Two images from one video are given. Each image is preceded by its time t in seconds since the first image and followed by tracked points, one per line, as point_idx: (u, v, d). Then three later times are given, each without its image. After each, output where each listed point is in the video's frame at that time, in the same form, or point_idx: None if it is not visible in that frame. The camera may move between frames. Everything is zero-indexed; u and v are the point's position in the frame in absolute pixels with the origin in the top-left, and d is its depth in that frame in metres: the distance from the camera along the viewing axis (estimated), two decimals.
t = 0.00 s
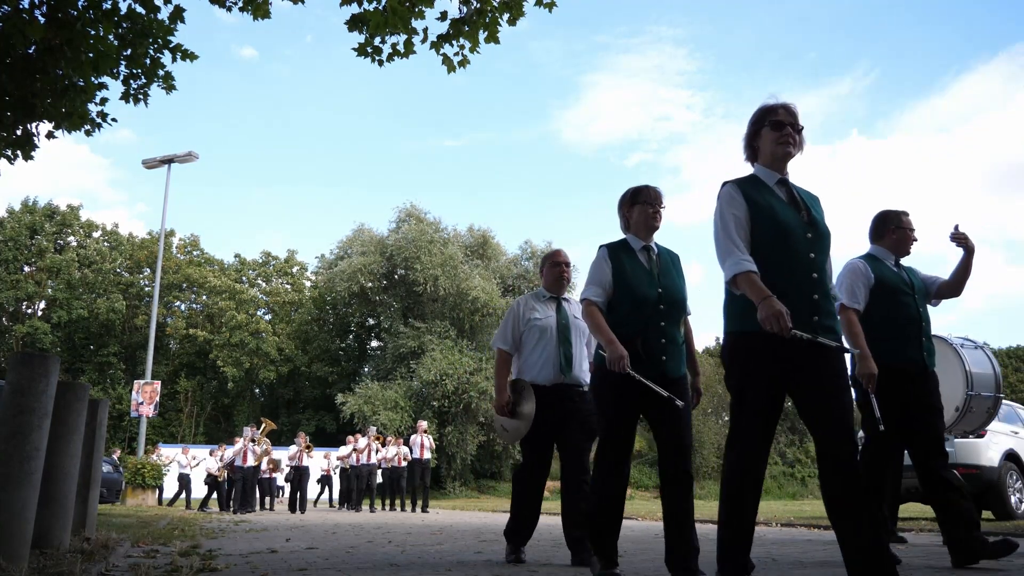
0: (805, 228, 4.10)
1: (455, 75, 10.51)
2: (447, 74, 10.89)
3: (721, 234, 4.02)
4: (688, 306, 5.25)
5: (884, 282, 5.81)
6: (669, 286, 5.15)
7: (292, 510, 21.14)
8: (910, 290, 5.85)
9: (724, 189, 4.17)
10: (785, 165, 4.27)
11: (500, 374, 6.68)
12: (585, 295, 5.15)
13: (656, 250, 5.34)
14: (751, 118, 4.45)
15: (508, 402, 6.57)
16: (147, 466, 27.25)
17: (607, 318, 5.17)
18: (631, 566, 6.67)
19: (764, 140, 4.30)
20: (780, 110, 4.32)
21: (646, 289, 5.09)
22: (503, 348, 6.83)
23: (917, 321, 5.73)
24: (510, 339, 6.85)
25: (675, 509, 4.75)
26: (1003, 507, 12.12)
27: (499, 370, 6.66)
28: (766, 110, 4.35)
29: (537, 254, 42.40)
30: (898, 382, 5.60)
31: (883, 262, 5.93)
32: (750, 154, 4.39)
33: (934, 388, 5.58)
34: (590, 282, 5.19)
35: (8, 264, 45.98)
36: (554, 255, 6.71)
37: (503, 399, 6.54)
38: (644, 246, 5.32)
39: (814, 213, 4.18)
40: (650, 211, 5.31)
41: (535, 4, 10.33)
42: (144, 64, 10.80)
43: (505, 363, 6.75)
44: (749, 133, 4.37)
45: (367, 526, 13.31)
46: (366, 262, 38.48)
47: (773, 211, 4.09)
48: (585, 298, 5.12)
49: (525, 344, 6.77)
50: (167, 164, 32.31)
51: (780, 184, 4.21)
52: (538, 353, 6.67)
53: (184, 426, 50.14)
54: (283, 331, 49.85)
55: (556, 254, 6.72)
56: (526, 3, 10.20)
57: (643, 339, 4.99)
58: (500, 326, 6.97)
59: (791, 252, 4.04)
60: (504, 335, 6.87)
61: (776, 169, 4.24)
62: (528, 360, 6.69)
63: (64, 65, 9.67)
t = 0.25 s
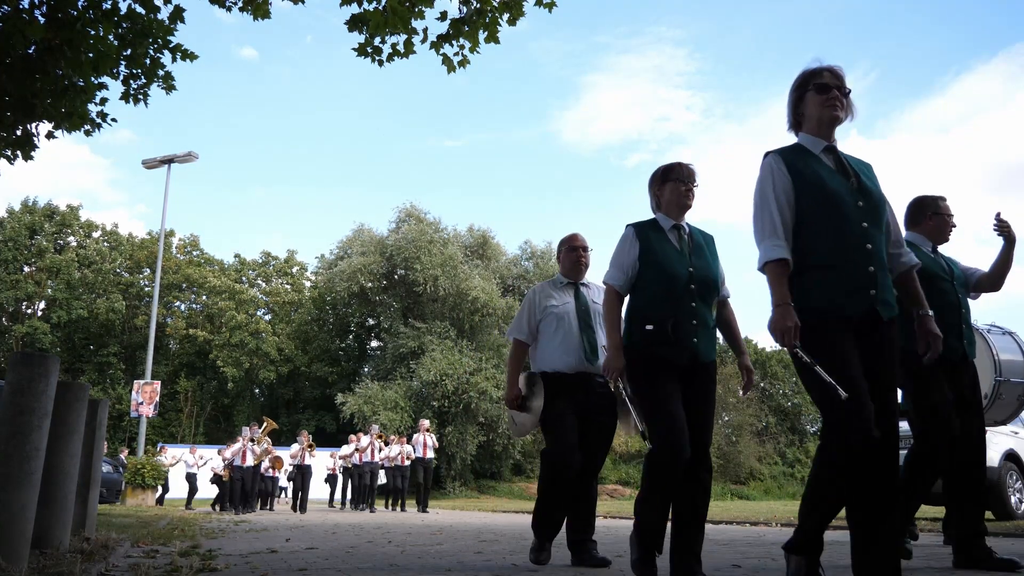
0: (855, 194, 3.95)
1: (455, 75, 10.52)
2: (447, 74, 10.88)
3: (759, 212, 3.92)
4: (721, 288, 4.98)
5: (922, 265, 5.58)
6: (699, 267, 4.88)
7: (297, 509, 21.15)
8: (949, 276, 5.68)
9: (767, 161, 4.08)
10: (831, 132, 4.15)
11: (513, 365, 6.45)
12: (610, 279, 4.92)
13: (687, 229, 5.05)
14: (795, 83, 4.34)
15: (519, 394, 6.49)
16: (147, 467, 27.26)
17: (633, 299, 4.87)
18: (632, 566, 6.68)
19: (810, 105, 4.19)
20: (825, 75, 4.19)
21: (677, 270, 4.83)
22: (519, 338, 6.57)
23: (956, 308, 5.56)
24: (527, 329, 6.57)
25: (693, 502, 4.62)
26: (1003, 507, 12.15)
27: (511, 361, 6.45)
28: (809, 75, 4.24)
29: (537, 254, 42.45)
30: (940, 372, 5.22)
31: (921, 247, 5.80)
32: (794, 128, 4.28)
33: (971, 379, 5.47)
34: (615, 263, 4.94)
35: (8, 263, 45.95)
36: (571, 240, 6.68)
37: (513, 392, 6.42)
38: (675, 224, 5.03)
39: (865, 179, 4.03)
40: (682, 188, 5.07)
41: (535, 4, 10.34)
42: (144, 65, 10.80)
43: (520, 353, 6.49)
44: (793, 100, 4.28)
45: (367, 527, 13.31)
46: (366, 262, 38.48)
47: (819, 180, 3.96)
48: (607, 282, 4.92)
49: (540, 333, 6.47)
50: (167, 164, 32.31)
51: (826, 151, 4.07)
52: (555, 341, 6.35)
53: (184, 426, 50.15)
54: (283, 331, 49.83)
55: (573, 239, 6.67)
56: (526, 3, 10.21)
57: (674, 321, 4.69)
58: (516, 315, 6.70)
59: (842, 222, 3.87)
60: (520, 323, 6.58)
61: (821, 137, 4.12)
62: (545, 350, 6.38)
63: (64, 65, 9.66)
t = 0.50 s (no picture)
0: (911, 171, 3.51)
1: (455, 75, 10.55)
2: (447, 74, 10.89)
3: (794, 195, 3.53)
4: (755, 279, 4.76)
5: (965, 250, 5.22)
6: (733, 256, 4.64)
7: (296, 508, 20.99)
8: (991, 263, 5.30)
9: (808, 138, 3.64)
10: (881, 103, 3.70)
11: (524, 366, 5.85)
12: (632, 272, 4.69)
13: (719, 217, 4.80)
14: (842, 50, 3.84)
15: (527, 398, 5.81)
16: (147, 466, 27.28)
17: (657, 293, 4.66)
18: (634, 566, 6.69)
19: (857, 74, 3.74)
20: (876, 40, 3.74)
21: (708, 258, 4.59)
22: (530, 338, 5.96)
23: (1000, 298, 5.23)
24: (539, 328, 5.99)
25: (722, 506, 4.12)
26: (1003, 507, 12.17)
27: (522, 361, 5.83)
28: (856, 41, 3.79)
29: (538, 254, 42.46)
30: (983, 365, 5.03)
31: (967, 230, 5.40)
32: (838, 101, 3.83)
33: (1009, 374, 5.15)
34: (639, 254, 4.70)
35: (8, 263, 45.93)
36: (586, 232, 6.08)
37: (523, 397, 5.78)
38: (706, 212, 4.78)
39: (922, 153, 3.59)
40: (713, 173, 4.81)
41: (535, 4, 10.33)
42: (144, 65, 10.81)
43: (532, 354, 5.90)
44: (838, 67, 3.83)
45: (367, 527, 13.31)
46: (366, 262, 38.47)
47: (871, 155, 3.53)
48: (628, 275, 4.69)
49: (554, 331, 5.89)
50: (167, 163, 32.32)
51: (879, 126, 3.62)
52: (569, 340, 5.80)
53: (184, 426, 50.19)
54: (283, 331, 49.81)
55: (588, 231, 6.08)
56: (526, 3, 10.21)
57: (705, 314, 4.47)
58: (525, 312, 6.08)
59: (898, 201, 3.44)
60: (531, 322, 5.99)
61: (871, 109, 3.68)
62: (558, 350, 5.80)
63: (64, 65, 9.66)
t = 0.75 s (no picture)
0: (968, 129, 3.24)
1: (455, 75, 10.56)
2: (447, 74, 10.88)
3: (843, 155, 3.25)
4: (790, 251, 4.60)
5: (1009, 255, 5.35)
6: (767, 230, 4.47)
7: (295, 508, 20.92)
8: None
9: (852, 93, 3.33)
10: (932, 54, 3.39)
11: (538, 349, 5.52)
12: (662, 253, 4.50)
13: (746, 190, 4.63)
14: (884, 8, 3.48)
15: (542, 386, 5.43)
16: (147, 466, 27.28)
17: (691, 271, 4.48)
18: (633, 566, 6.69)
19: (908, 26, 3.40)
20: None
21: (741, 234, 4.41)
22: (541, 321, 5.64)
23: None
24: (551, 311, 5.67)
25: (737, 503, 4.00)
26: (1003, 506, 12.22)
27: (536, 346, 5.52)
28: None
29: (537, 254, 42.42)
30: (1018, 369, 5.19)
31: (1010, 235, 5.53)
32: (882, 52, 3.48)
33: None
34: (668, 234, 4.50)
35: (8, 263, 45.90)
36: (599, 214, 5.87)
37: (538, 383, 5.41)
38: (734, 186, 4.60)
39: (978, 112, 3.32)
40: (740, 141, 4.63)
41: (535, 4, 10.33)
42: (144, 65, 10.81)
43: (544, 338, 5.59)
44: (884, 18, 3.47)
45: (367, 527, 13.30)
46: (366, 262, 38.45)
47: (928, 111, 3.24)
48: (661, 252, 4.49)
49: (568, 316, 5.63)
50: (167, 163, 32.27)
51: (930, 82, 3.33)
52: (583, 324, 5.55)
53: (184, 427, 50.21)
54: (283, 331, 49.79)
55: (603, 212, 5.86)
56: (526, 3, 10.21)
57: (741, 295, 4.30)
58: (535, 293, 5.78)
59: (956, 160, 3.16)
60: (542, 304, 5.68)
61: (922, 61, 3.37)
62: (573, 335, 5.56)
63: (64, 65, 9.66)
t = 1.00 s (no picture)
0: None
1: (455, 75, 10.56)
2: (447, 74, 10.88)
3: (935, 98, 2.79)
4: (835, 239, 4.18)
5: None
6: (812, 215, 4.06)
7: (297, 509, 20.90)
8: None
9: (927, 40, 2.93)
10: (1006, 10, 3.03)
11: (561, 341, 5.27)
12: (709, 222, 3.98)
13: (788, 169, 4.19)
14: None
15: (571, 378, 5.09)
16: (147, 466, 27.25)
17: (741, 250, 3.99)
18: (632, 566, 6.72)
19: None
20: None
21: (789, 217, 3.99)
22: (564, 311, 5.39)
23: None
24: (575, 300, 5.43)
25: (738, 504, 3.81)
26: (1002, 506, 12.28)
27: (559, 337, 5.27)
28: None
29: (537, 254, 42.29)
30: None
31: None
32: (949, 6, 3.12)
33: None
34: (710, 206, 4.03)
35: (8, 263, 45.89)
36: (627, 200, 5.58)
37: (567, 373, 5.09)
38: (776, 163, 4.16)
39: None
40: (784, 112, 4.17)
41: (535, 4, 10.33)
42: (144, 65, 10.82)
43: (567, 330, 5.34)
44: None
45: (367, 527, 13.31)
46: (366, 262, 38.45)
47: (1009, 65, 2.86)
48: (707, 225, 3.96)
49: (593, 307, 5.40)
50: (167, 163, 32.22)
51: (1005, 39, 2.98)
52: (608, 317, 5.32)
53: (184, 426, 50.25)
54: (283, 331, 49.77)
55: (630, 200, 5.57)
56: (526, 3, 10.20)
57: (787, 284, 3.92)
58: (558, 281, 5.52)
59: None
60: (565, 294, 5.44)
61: (999, 15, 3.01)
62: (598, 328, 5.33)
63: (64, 65, 9.66)
